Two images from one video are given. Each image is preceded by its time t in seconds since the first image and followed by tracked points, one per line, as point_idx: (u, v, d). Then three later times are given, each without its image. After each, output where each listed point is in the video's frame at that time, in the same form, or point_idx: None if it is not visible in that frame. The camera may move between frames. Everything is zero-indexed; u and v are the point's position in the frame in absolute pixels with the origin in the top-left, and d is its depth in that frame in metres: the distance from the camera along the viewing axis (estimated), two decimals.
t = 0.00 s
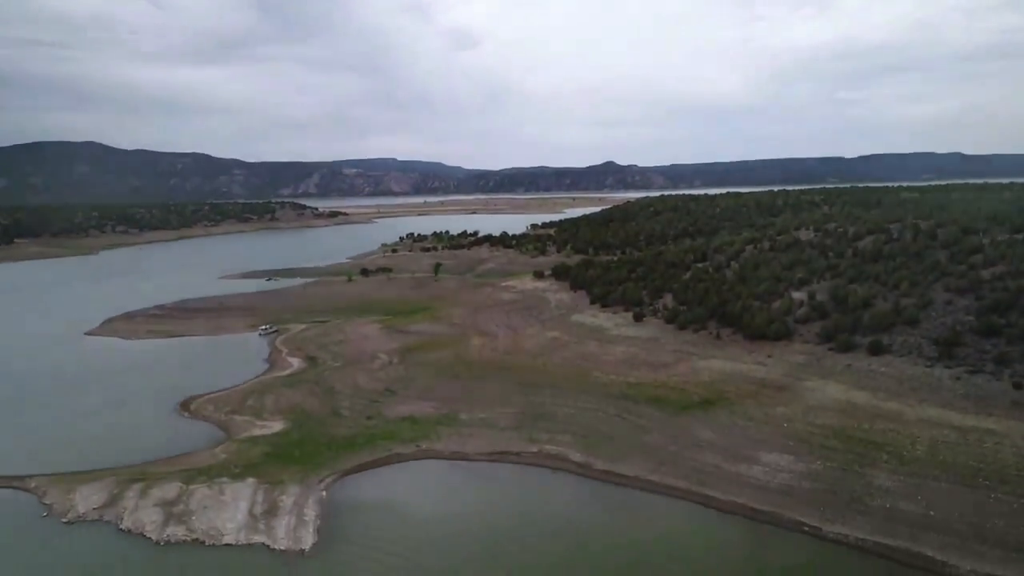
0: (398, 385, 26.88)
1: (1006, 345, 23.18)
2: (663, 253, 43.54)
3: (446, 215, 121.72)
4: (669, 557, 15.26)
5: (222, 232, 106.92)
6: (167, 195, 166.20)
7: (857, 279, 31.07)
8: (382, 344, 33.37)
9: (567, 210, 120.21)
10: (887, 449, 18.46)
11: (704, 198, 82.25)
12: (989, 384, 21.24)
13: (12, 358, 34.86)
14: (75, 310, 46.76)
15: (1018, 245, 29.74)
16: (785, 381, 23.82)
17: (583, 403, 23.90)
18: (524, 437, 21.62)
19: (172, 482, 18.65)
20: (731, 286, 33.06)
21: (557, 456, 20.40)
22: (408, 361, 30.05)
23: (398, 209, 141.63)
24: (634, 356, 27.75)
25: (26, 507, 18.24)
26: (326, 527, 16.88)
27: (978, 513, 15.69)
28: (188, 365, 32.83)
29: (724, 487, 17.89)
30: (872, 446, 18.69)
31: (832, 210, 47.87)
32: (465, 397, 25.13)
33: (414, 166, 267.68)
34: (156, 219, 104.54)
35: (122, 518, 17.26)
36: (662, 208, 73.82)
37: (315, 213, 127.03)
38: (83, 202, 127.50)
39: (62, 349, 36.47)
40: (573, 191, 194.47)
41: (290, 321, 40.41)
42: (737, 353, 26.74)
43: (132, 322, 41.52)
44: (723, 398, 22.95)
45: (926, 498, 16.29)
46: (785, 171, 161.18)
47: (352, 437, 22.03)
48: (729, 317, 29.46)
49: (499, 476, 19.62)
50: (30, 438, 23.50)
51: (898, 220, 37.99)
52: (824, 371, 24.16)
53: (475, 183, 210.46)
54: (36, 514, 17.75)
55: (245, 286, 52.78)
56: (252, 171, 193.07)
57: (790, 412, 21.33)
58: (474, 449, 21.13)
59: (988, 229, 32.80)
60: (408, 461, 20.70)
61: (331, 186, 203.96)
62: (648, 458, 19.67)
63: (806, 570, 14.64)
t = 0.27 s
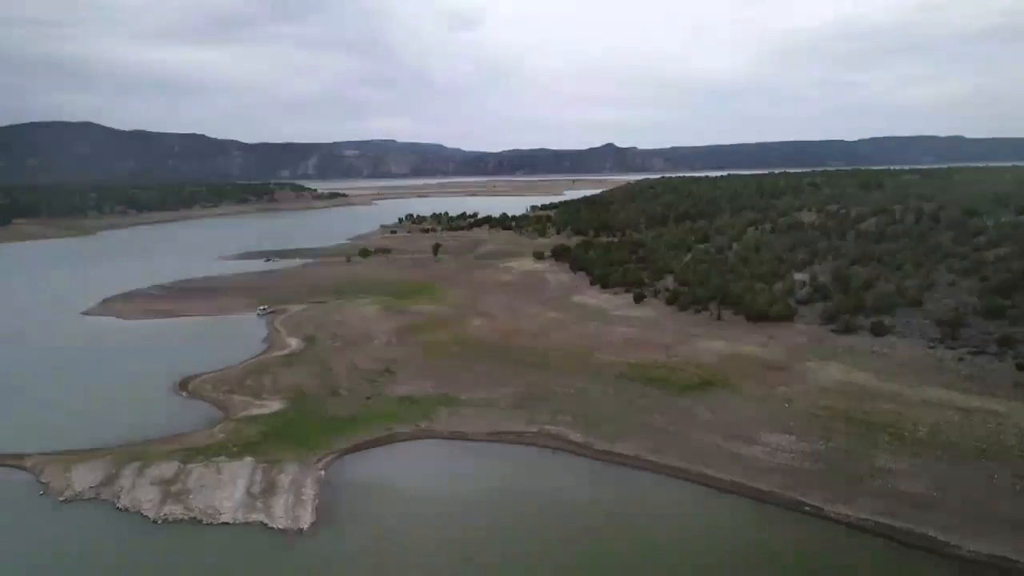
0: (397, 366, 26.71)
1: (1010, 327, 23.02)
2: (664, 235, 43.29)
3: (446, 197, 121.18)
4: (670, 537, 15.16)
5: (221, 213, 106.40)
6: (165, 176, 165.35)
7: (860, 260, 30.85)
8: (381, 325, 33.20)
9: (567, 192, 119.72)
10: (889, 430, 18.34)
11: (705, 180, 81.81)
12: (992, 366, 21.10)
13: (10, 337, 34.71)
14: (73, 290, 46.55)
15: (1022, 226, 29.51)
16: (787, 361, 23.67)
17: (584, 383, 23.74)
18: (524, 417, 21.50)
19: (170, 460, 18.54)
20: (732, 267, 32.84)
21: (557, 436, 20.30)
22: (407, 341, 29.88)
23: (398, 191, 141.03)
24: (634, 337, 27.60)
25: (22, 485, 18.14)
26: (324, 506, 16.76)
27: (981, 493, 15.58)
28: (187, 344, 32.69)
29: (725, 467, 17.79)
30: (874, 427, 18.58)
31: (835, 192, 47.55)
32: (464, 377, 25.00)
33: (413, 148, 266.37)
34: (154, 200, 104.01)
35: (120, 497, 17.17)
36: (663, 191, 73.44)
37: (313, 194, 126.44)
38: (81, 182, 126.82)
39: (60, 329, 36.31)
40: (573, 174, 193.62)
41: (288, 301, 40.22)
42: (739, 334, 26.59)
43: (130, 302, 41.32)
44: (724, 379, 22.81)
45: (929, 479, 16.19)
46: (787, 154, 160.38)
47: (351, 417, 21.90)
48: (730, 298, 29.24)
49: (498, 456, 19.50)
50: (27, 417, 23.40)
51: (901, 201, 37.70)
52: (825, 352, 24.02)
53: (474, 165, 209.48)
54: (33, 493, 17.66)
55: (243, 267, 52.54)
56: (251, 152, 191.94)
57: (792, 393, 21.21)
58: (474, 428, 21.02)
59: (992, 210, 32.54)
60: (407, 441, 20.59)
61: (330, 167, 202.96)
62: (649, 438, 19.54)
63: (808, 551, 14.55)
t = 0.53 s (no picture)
0: (396, 350, 26.36)
1: (1018, 313, 22.69)
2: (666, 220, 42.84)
3: (445, 183, 120.54)
4: (673, 524, 14.87)
5: (219, 199, 105.79)
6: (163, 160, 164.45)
7: (865, 246, 30.47)
8: (380, 309, 32.84)
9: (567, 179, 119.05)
10: (896, 416, 18.04)
11: (706, 167, 81.23)
12: (1000, 352, 20.78)
13: (5, 320, 34.35)
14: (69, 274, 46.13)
15: None
16: (791, 347, 23.34)
17: (585, 368, 23.42)
18: (524, 402, 21.19)
19: (164, 444, 18.23)
20: (735, 253, 32.44)
21: (557, 421, 19.99)
22: (406, 326, 29.53)
23: (397, 177, 140.25)
24: (636, 322, 27.26)
25: (14, 468, 17.83)
26: (321, 490, 16.46)
27: (991, 481, 15.28)
28: (184, 328, 32.33)
29: (729, 453, 17.48)
30: (881, 413, 18.26)
31: (838, 178, 47.09)
32: (464, 362, 24.67)
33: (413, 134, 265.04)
34: (152, 184, 103.34)
35: (113, 481, 16.87)
36: (664, 177, 72.91)
37: (312, 180, 125.72)
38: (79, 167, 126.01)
39: (56, 312, 35.94)
40: (573, 161, 192.73)
41: (286, 285, 39.84)
42: (742, 319, 26.24)
43: (126, 286, 40.92)
44: (728, 365, 22.48)
45: (937, 466, 15.88)
46: (788, 142, 159.57)
47: (349, 401, 21.58)
48: (733, 283, 28.85)
49: (498, 441, 19.20)
50: (21, 400, 23.09)
51: (906, 187, 37.26)
52: (830, 338, 23.69)
53: (474, 152, 208.46)
54: (25, 476, 17.36)
55: (241, 251, 52.09)
56: (249, 137, 190.83)
57: (797, 379, 20.89)
58: (473, 413, 20.71)
59: (998, 196, 32.13)
60: (406, 425, 20.28)
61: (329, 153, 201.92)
62: (651, 424, 19.23)
63: (814, 538, 14.26)
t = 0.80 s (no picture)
0: (389, 330, 25.96)
1: (1019, 294, 22.43)
2: (662, 201, 42.41)
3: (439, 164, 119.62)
4: (671, 507, 14.62)
5: (211, 178, 104.65)
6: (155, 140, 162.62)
7: (864, 226, 30.12)
8: (373, 289, 32.39)
9: (562, 160, 118.32)
10: (896, 398, 17.78)
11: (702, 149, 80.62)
12: (1001, 333, 20.53)
13: None
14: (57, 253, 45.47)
15: None
16: (790, 328, 23.05)
17: (581, 349, 23.10)
18: (519, 383, 20.86)
19: (151, 424, 17.85)
20: (733, 233, 32.07)
21: (553, 402, 19.66)
22: (399, 306, 29.10)
23: (391, 158, 139.15)
24: (632, 303, 26.91)
25: None
26: (312, 472, 16.13)
27: (993, 463, 15.05)
28: (175, 308, 31.85)
29: (727, 434, 17.22)
30: (881, 395, 18.01)
31: (836, 159, 46.65)
32: (458, 342, 24.30)
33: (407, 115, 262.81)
34: (143, 164, 102.11)
35: (98, 462, 16.50)
36: (660, 158, 72.32)
37: (305, 160, 124.55)
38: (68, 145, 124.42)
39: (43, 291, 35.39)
40: (568, 142, 191.58)
41: (278, 265, 39.34)
42: (740, 300, 25.92)
43: (115, 265, 40.32)
44: (726, 345, 22.18)
45: (939, 448, 15.64)
46: (784, 124, 158.75)
47: (340, 381, 21.21)
48: (731, 264, 28.48)
49: (492, 422, 18.88)
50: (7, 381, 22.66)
51: (905, 168, 36.88)
52: (829, 319, 23.39)
53: (469, 133, 206.94)
54: (8, 457, 16.98)
55: (232, 231, 51.46)
56: (241, 116, 188.79)
57: (795, 360, 20.61)
58: (468, 394, 20.38)
59: (999, 177, 31.79)
60: (399, 406, 19.95)
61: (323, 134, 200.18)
62: (648, 405, 18.93)
63: (814, 521, 14.03)
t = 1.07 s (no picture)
0: (374, 316, 25.46)
1: (1008, 279, 22.34)
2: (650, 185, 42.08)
3: (425, 150, 118.57)
4: (662, 494, 14.36)
5: (193, 163, 103.09)
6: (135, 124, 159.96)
7: (853, 211, 29.96)
8: (358, 274, 31.84)
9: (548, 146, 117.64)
10: (886, 382, 17.62)
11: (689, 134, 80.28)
12: (990, 318, 20.43)
13: None
14: (34, 239, 44.45)
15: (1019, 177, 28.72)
16: (779, 313, 22.82)
17: (569, 335, 22.75)
18: (506, 368, 20.52)
19: (127, 412, 17.35)
20: (721, 218, 31.82)
21: (541, 388, 19.35)
22: (383, 292, 28.59)
23: (376, 144, 137.76)
24: (620, 288, 26.61)
25: None
26: (294, 461, 15.72)
27: (984, 447, 14.92)
28: (154, 294, 31.16)
29: (717, 420, 17.00)
30: (871, 379, 17.84)
31: (824, 144, 46.50)
32: (444, 328, 23.91)
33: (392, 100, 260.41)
34: (122, 148, 100.35)
35: (72, 451, 16.00)
36: (647, 143, 71.92)
37: (288, 145, 122.99)
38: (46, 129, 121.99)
39: (18, 277, 34.55)
40: (555, 128, 190.69)
41: (260, 250, 38.66)
42: (729, 284, 25.69)
43: (93, 250, 39.44)
44: (715, 331, 21.92)
45: (930, 432, 15.49)
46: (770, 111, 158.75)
47: (324, 368, 20.75)
48: (720, 249, 28.20)
49: (479, 409, 18.53)
50: None
51: (893, 152, 36.74)
52: (818, 304, 23.21)
53: (454, 119, 205.42)
54: None
55: (214, 216, 50.57)
56: (223, 101, 186.17)
57: (785, 345, 20.41)
58: (454, 380, 20.02)
59: (987, 162, 31.71)
60: (383, 393, 19.53)
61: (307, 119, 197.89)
62: (638, 391, 18.65)
63: (806, 508, 13.82)
